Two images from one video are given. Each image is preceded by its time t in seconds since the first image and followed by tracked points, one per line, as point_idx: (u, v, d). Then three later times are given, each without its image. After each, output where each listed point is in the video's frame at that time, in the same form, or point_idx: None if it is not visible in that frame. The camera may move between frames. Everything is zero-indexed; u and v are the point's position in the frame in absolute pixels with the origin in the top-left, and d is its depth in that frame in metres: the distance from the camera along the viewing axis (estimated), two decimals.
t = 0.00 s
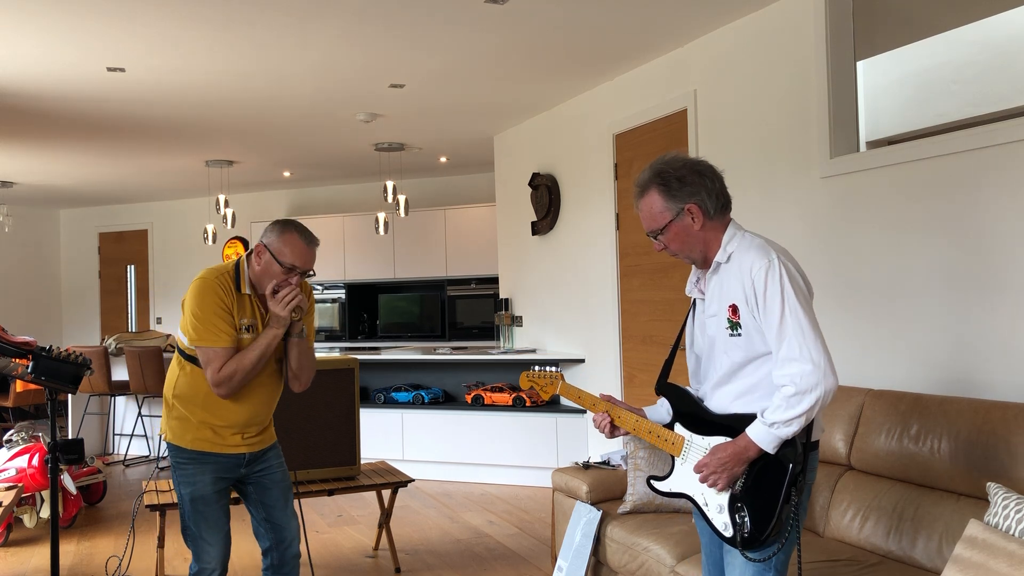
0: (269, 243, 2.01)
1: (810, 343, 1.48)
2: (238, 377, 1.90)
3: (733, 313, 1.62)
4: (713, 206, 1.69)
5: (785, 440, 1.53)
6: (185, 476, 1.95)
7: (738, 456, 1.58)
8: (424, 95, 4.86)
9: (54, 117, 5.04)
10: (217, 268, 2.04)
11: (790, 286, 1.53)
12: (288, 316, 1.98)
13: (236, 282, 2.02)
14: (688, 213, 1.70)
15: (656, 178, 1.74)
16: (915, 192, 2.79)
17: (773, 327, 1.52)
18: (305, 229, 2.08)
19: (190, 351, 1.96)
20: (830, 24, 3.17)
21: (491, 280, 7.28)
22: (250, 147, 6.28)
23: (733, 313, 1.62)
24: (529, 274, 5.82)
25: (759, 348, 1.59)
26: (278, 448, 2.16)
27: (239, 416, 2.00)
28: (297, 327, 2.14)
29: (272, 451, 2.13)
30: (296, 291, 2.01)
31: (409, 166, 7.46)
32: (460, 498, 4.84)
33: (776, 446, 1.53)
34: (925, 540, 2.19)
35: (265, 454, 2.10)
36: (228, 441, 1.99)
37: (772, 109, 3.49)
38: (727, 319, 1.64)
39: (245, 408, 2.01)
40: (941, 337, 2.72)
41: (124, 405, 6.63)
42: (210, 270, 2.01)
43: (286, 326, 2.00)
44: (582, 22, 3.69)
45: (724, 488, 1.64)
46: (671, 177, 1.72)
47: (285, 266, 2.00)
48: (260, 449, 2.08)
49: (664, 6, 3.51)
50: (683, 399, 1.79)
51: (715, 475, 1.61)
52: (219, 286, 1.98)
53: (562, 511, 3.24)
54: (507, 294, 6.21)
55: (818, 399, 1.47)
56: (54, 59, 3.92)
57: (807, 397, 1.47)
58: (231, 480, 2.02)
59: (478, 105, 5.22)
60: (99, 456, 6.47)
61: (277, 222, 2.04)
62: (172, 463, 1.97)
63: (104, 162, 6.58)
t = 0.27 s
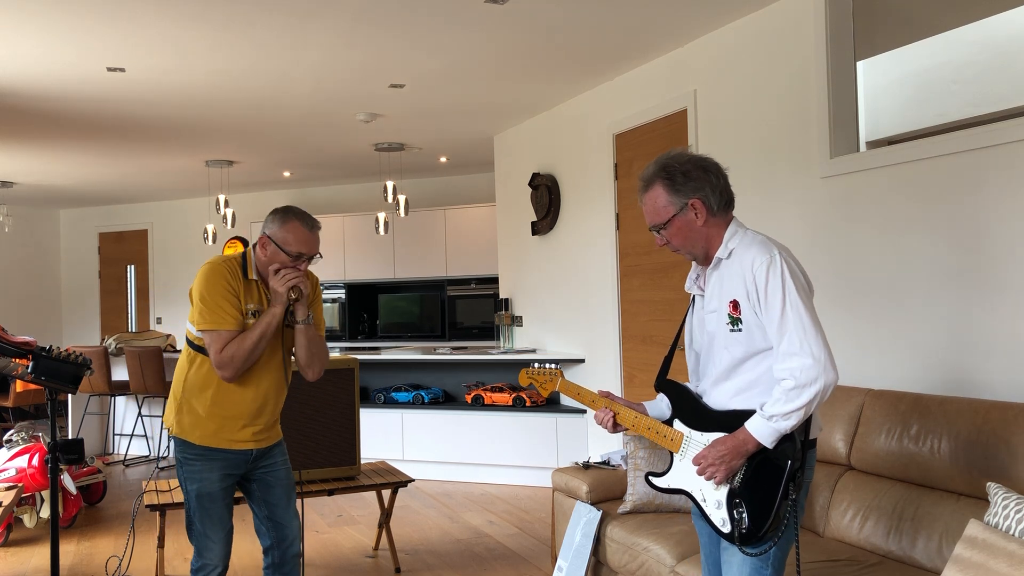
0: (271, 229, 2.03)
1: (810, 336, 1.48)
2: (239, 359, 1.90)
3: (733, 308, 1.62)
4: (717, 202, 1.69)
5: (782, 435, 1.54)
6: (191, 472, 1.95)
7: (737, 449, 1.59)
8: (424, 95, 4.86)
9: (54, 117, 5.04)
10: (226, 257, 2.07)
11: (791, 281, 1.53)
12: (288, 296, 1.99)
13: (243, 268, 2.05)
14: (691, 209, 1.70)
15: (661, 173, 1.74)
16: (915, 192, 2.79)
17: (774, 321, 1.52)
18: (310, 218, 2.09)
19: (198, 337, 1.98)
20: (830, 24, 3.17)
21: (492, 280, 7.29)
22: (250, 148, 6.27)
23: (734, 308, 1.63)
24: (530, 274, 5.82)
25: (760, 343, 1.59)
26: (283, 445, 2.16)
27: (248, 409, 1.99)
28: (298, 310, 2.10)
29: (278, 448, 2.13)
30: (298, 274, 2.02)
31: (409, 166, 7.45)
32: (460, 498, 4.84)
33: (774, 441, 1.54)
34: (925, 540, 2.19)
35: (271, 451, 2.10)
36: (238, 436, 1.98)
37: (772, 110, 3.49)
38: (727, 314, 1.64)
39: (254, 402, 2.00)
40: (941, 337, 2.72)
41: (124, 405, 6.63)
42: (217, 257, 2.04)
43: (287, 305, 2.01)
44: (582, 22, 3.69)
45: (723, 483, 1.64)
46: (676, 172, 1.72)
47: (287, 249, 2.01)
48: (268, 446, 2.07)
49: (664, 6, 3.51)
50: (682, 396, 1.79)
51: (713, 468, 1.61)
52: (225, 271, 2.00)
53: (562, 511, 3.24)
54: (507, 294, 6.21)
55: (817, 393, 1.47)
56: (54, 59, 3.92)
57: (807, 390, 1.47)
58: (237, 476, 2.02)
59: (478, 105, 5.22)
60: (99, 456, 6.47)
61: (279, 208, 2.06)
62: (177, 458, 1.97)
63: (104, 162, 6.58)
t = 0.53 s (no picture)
0: (295, 247, 2.01)
1: (807, 338, 1.48)
2: (261, 377, 1.91)
3: (731, 309, 1.62)
4: (719, 204, 1.70)
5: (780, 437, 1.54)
6: (191, 474, 1.95)
7: (737, 452, 1.58)
8: (424, 95, 4.86)
9: (54, 117, 5.04)
10: (240, 270, 2.03)
11: (787, 282, 1.53)
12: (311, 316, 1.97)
13: (261, 284, 2.01)
14: (694, 212, 1.70)
15: (662, 176, 1.74)
16: (915, 192, 2.79)
17: (771, 323, 1.53)
18: (330, 234, 2.06)
19: (212, 351, 1.95)
20: (830, 24, 3.17)
21: (492, 280, 7.28)
22: (250, 147, 6.27)
23: (732, 309, 1.63)
24: (530, 274, 5.82)
25: (759, 345, 1.59)
26: (282, 447, 2.17)
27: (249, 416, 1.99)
28: (319, 329, 2.18)
29: (276, 450, 2.14)
30: (320, 294, 2.01)
31: (409, 166, 7.45)
32: (460, 498, 4.84)
33: (772, 443, 1.54)
34: (925, 540, 2.19)
35: (269, 453, 2.11)
36: (237, 440, 1.99)
37: (773, 109, 3.48)
38: (725, 315, 1.64)
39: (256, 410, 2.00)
40: (942, 337, 2.72)
41: (124, 405, 6.63)
42: (234, 271, 2.00)
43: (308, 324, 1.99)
44: (582, 22, 3.69)
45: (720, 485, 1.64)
46: (677, 175, 1.72)
47: (309, 268, 1.99)
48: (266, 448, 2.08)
49: (664, 6, 3.51)
50: (681, 397, 1.79)
51: (713, 471, 1.61)
52: (243, 287, 1.98)
53: (562, 511, 3.24)
54: (507, 294, 6.21)
55: (814, 395, 1.47)
56: (54, 59, 3.92)
57: (803, 392, 1.47)
58: (238, 478, 2.03)
59: (478, 105, 5.22)
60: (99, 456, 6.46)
61: (302, 226, 2.03)
62: (177, 461, 1.96)
63: (104, 162, 6.58)
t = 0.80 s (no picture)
0: (310, 261, 2.01)
1: (807, 340, 1.48)
2: (259, 385, 1.91)
3: (733, 311, 1.62)
4: (721, 206, 1.69)
5: (778, 438, 1.54)
6: (191, 476, 1.95)
7: (733, 453, 1.58)
8: (424, 94, 4.86)
9: (55, 117, 5.04)
10: (251, 276, 2.04)
11: (790, 284, 1.53)
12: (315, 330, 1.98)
13: (271, 293, 2.01)
14: (695, 213, 1.70)
15: (664, 177, 1.74)
16: (915, 192, 2.79)
17: (772, 324, 1.53)
18: (346, 253, 2.08)
19: (214, 353, 1.96)
20: (830, 24, 3.17)
21: (492, 280, 7.28)
22: (250, 147, 6.27)
23: (734, 310, 1.62)
24: (530, 274, 5.82)
25: (759, 347, 1.59)
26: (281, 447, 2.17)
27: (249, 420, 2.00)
28: (320, 346, 2.16)
29: (275, 450, 2.14)
30: (328, 310, 2.02)
31: (409, 166, 7.45)
32: (460, 498, 4.84)
33: (769, 444, 1.54)
34: (925, 540, 2.19)
35: (268, 453, 2.11)
36: (236, 443, 2.00)
37: (773, 110, 3.48)
38: (727, 316, 1.64)
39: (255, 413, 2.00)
40: (942, 337, 2.72)
41: (124, 405, 6.63)
42: (246, 279, 2.01)
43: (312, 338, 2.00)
44: (582, 22, 3.69)
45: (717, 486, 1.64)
46: (679, 176, 1.72)
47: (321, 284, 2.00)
48: (264, 452, 2.08)
49: (664, 6, 3.51)
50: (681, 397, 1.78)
51: (709, 472, 1.61)
52: (253, 294, 1.98)
53: (562, 511, 3.24)
54: (507, 294, 6.21)
55: (811, 397, 1.47)
56: (54, 59, 3.92)
57: (800, 393, 1.47)
58: (237, 480, 2.03)
59: (478, 105, 5.22)
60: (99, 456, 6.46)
61: (321, 241, 2.05)
62: (176, 464, 1.96)
63: (104, 162, 6.58)
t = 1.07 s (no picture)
0: (263, 231, 2.02)
1: (804, 341, 1.48)
2: (244, 359, 1.90)
3: (734, 311, 1.62)
4: (722, 206, 1.69)
5: (775, 440, 1.54)
6: (191, 476, 1.95)
7: (733, 454, 1.58)
8: (424, 95, 4.86)
9: (54, 117, 5.04)
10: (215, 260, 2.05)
11: (790, 285, 1.53)
12: (289, 295, 1.99)
13: (237, 270, 2.03)
14: (695, 213, 1.70)
15: (667, 177, 1.74)
16: (915, 192, 2.79)
17: (770, 324, 1.53)
18: (301, 217, 2.08)
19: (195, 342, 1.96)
20: (830, 24, 3.17)
21: (492, 280, 7.28)
22: (250, 147, 6.27)
23: (734, 310, 1.63)
24: (530, 274, 5.82)
25: (758, 348, 1.59)
26: (281, 447, 2.16)
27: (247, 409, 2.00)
28: (301, 308, 2.13)
29: (276, 449, 2.13)
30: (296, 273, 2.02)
31: (409, 166, 7.45)
32: (460, 498, 4.84)
33: (767, 446, 1.54)
34: (925, 540, 2.19)
35: (270, 453, 2.10)
36: (238, 437, 1.99)
37: (773, 110, 3.48)
38: (728, 316, 1.64)
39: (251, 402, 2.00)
40: (942, 337, 2.72)
41: (124, 405, 6.63)
42: (210, 260, 2.02)
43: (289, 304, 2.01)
44: (582, 22, 3.69)
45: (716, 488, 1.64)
46: (681, 176, 1.72)
47: (282, 249, 2.01)
48: (266, 446, 2.08)
49: (664, 6, 3.51)
50: (682, 398, 1.78)
51: (709, 475, 1.61)
52: (219, 274, 1.99)
53: (562, 511, 3.24)
54: (507, 294, 6.21)
55: (806, 398, 1.47)
56: (54, 59, 3.92)
57: (795, 394, 1.47)
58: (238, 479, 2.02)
59: (478, 105, 5.22)
60: (99, 456, 6.47)
61: (270, 210, 2.05)
62: (177, 462, 1.96)
63: (104, 162, 6.58)
